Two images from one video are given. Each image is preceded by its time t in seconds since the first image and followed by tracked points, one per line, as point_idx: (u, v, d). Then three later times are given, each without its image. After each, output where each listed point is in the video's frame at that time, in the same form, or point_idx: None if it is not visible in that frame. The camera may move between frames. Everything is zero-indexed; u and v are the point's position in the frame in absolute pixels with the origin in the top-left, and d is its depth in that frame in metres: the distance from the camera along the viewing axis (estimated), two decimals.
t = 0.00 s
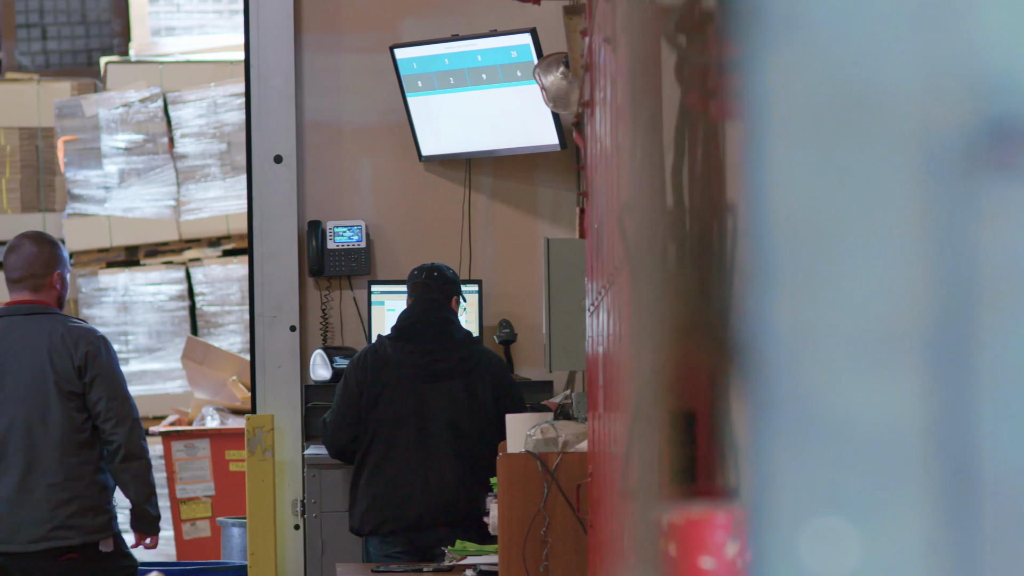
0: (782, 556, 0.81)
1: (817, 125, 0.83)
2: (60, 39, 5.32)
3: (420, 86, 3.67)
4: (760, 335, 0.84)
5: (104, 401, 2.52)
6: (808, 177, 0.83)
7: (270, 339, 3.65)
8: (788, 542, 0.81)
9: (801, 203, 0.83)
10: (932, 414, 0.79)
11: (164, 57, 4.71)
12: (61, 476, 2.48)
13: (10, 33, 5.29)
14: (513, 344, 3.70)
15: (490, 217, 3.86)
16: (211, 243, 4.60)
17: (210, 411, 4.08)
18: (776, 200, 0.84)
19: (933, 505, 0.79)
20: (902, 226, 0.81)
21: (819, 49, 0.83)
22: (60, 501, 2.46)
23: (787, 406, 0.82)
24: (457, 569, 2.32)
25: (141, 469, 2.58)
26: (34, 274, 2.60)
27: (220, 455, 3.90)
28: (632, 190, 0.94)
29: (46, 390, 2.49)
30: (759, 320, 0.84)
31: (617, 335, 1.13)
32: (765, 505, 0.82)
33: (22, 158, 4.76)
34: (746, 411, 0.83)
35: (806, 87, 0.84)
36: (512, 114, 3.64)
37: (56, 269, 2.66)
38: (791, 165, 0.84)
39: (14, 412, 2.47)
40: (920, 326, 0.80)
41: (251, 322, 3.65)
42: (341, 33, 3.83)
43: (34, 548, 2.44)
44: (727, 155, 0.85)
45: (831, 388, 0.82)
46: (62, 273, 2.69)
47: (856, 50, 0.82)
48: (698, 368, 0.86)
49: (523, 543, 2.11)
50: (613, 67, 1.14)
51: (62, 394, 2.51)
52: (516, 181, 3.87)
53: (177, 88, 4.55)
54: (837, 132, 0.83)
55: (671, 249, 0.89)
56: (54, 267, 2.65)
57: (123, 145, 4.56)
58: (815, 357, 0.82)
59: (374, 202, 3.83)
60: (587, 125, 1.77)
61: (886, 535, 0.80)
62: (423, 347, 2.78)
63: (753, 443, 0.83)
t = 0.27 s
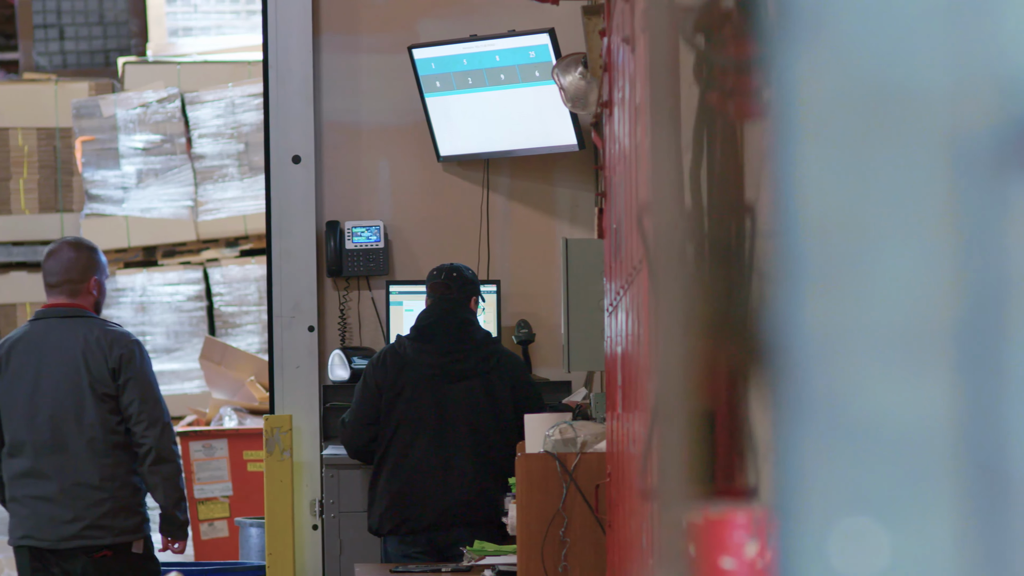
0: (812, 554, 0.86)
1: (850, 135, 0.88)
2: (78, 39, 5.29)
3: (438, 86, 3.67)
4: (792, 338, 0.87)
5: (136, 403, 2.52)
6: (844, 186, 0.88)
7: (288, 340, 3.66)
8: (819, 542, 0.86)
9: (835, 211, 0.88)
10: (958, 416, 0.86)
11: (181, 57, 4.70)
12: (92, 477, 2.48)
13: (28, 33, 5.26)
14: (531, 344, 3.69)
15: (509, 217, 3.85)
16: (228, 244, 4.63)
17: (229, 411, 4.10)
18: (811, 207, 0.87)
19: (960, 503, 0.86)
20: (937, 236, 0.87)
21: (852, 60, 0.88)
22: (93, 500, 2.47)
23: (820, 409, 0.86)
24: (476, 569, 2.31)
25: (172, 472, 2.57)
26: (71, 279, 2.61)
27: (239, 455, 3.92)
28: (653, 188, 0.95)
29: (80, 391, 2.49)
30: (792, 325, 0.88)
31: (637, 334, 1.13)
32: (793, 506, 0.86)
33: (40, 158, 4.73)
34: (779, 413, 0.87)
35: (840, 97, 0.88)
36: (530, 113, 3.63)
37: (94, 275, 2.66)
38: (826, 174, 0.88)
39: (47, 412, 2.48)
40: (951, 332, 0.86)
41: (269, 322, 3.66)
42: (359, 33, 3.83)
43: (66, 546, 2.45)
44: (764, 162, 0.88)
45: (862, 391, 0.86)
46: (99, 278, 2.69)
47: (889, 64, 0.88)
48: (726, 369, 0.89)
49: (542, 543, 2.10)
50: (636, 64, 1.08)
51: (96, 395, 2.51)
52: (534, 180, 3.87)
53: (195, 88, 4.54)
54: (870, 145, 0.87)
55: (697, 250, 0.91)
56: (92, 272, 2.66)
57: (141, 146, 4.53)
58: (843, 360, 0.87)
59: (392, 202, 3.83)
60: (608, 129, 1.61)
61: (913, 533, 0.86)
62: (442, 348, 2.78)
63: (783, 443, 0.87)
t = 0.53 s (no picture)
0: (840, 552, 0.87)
1: (881, 134, 0.89)
2: (95, 39, 5.18)
3: (456, 86, 3.67)
4: (817, 334, 0.88)
5: (185, 410, 2.52)
6: (874, 185, 0.89)
7: (306, 339, 3.67)
8: (848, 539, 0.87)
9: (864, 210, 0.89)
10: (981, 415, 0.89)
11: (198, 58, 4.50)
12: (140, 480, 2.49)
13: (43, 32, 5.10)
14: (549, 344, 3.67)
15: (526, 217, 3.85)
16: (246, 245, 4.47)
17: (246, 411, 4.11)
18: (841, 204, 0.88)
19: (983, 501, 0.88)
20: (963, 235, 0.89)
21: (880, 60, 0.89)
22: (141, 502, 2.48)
23: (847, 404, 0.87)
24: (493, 569, 2.30)
25: (213, 479, 2.56)
26: (123, 283, 2.62)
27: (256, 455, 3.94)
28: (680, 182, 0.92)
29: (131, 394, 2.49)
30: (819, 322, 0.88)
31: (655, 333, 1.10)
32: (818, 503, 0.87)
33: (57, 158, 4.50)
34: (804, 410, 0.88)
35: (870, 96, 0.89)
36: (548, 113, 3.62)
37: (145, 280, 2.67)
38: (855, 173, 0.89)
39: (98, 414, 2.48)
40: (973, 329, 0.89)
41: (287, 322, 3.68)
42: (376, 33, 3.84)
43: (112, 546, 2.47)
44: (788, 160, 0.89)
45: (889, 387, 0.88)
46: (151, 284, 2.70)
47: (915, 65, 0.89)
48: (750, 368, 0.89)
49: (559, 542, 2.10)
50: (653, 65, 1.08)
51: (147, 399, 2.51)
52: (552, 180, 3.86)
53: (212, 88, 4.35)
54: (900, 142, 0.89)
55: (723, 248, 0.90)
56: (143, 277, 2.67)
57: (158, 146, 4.34)
58: (870, 358, 0.88)
59: (410, 202, 3.83)
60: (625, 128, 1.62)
61: (940, 529, 0.88)
62: (461, 348, 2.78)
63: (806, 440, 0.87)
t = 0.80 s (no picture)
0: (869, 554, 0.87)
1: (908, 135, 0.89)
2: (111, 39, 5.01)
3: (472, 86, 3.66)
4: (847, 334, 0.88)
5: (235, 409, 2.54)
6: (901, 185, 0.89)
7: (322, 338, 3.68)
8: (877, 541, 0.87)
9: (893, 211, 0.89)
10: (1011, 413, 0.88)
11: (214, 58, 4.37)
12: (189, 472, 2.50)
13: (59, 33, 4.98)
14: (565, 344, 3.67)
15: (542, 217, 3.84)
16: (262, 244, 4.31)
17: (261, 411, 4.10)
18: (869, 204, 0.88)
19: (1012, 497, 0.88)
20: (991, 231, 0.89)
21: (905, 58, 0.89)
22: (189, 494, 2.49)
23: (876, 405, 0.87)
24: (510, 569, 2.30)
25: (269, 475, 2.62)
26: (174, 279, 2.64)
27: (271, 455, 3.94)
28: (700, 179, 0.90)
29: (180, 390, 2.50)
30: (849, 323, 0.88)
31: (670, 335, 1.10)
32: (842, 504, 0.87)
33: (73, 158, 4.35)
34: (827, 411, 0.87)
35: (897, 97, 0.89)
36: (564, 113, 3.61)
37: (196, 277, 2.69)
38: (882, 173, 0.89)
39: (147, 408, 2.49)
40: (1002, 325, 0.88)
41: (304, 321, 3.68)
42: (392, 33, 3.84)
43: (161, 537, 2.48)
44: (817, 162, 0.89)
45: (916, 387, 0.88)
46: (201, 281, 2.72)
47: (939, 64, 0.89)
48: (770, 369, 0.88)
49: (576, 543, 2.09)
50: (669, 65, 1.06)
51: (195, 396, 2.52)
52: (568, 180, 3.85)
53: (227, 88, 4.20)
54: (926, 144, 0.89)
55: (742, 247, 0.89)
56: (194, 274, 2.69)
57: (173, 146, 4.19)
58: (898, 359, 0.88)
59: (426, 202, 3.83)
60: (640, 128, 1.60)
61: (968, 526, 0.87)
62: (479, 348, 2.78)
63: (831, 441, 0.87)
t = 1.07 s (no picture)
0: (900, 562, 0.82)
1: (935, 117, 0.84)
2: (127, 39, 4.98)
3: (489, 86, 3.66)
4: (870, 326, 0.84)
5: (276, 404, 2.58)
6: (929, 171, 0.84)
7: (340, 338, 3.69)
8: (907, 547, 0.82)
9: (919, 198, 0.84)
10: None
11: (230, 58, 4.28)
12: (223, 469, 2.51)
13: (75, 33, 4.96)
14: (582, 344, 3.65)
15: (559, 217, 3.83)
16: (278, 244, 4.24)
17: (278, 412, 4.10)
18: (895, 192, 0.84)
19: None
20: None
21: (939, 38, 0.84)
22: (223, 490, 2.50)
23: (903, 403, 0.83)
24: (527, 569, 2.29)
25: (312, 467, 2.69)
26: (210, 276, 2.65)
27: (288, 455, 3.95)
28: (719, 171, 0.88)
29: (216, 387, 2.51)
30: (877, 316, 0.84)
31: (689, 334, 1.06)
32: (864, 508, 0.83)
33: (90, 158, 4.35)
34: (851, 411, 0.83)
35: (923, 77, 0.84)
36: (581, 113, 3.60)
37: (230, 274, 2.71)
38: (910, 159, 0.84)
39: (184, 404, 2.50)
40: None
41: (321, 322, 3.69)
42: (408, 33, 3.84)
43: (190, 534, 2.48)
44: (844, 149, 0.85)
45: (946, 386, 0.83)
46: (235, 278, 2.74)
47: (976, 43, 0.84)
48: (788, 370, 0.85)
49: (593, 544, 2.08)
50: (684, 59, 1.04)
51: (233, 391, 2.54)
52: (585, 180, 3.84)
53: (244, 88, 4.19)
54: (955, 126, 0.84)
55: (759, 242, 0.86)
56: (228, 272, 2.70)
57: (190, 146, 4.19)
58: (926, 355, 0.83)
59: (443, 202, 3.83)
60: (659, 128, 1.58)
61: (1003, 535, 0.82)
62: (497, 348, 2.77)
63: (855, 442, 0.83)
